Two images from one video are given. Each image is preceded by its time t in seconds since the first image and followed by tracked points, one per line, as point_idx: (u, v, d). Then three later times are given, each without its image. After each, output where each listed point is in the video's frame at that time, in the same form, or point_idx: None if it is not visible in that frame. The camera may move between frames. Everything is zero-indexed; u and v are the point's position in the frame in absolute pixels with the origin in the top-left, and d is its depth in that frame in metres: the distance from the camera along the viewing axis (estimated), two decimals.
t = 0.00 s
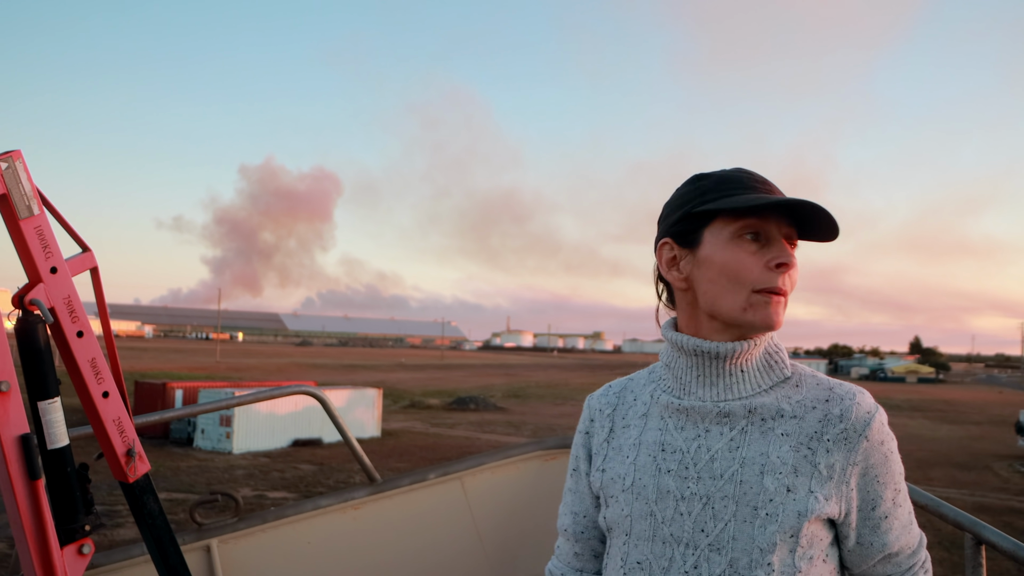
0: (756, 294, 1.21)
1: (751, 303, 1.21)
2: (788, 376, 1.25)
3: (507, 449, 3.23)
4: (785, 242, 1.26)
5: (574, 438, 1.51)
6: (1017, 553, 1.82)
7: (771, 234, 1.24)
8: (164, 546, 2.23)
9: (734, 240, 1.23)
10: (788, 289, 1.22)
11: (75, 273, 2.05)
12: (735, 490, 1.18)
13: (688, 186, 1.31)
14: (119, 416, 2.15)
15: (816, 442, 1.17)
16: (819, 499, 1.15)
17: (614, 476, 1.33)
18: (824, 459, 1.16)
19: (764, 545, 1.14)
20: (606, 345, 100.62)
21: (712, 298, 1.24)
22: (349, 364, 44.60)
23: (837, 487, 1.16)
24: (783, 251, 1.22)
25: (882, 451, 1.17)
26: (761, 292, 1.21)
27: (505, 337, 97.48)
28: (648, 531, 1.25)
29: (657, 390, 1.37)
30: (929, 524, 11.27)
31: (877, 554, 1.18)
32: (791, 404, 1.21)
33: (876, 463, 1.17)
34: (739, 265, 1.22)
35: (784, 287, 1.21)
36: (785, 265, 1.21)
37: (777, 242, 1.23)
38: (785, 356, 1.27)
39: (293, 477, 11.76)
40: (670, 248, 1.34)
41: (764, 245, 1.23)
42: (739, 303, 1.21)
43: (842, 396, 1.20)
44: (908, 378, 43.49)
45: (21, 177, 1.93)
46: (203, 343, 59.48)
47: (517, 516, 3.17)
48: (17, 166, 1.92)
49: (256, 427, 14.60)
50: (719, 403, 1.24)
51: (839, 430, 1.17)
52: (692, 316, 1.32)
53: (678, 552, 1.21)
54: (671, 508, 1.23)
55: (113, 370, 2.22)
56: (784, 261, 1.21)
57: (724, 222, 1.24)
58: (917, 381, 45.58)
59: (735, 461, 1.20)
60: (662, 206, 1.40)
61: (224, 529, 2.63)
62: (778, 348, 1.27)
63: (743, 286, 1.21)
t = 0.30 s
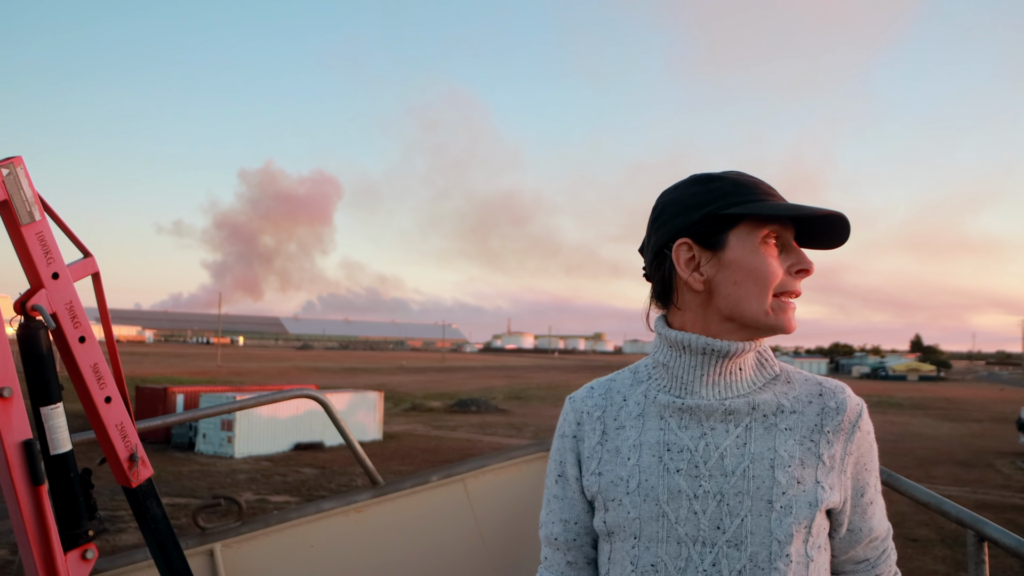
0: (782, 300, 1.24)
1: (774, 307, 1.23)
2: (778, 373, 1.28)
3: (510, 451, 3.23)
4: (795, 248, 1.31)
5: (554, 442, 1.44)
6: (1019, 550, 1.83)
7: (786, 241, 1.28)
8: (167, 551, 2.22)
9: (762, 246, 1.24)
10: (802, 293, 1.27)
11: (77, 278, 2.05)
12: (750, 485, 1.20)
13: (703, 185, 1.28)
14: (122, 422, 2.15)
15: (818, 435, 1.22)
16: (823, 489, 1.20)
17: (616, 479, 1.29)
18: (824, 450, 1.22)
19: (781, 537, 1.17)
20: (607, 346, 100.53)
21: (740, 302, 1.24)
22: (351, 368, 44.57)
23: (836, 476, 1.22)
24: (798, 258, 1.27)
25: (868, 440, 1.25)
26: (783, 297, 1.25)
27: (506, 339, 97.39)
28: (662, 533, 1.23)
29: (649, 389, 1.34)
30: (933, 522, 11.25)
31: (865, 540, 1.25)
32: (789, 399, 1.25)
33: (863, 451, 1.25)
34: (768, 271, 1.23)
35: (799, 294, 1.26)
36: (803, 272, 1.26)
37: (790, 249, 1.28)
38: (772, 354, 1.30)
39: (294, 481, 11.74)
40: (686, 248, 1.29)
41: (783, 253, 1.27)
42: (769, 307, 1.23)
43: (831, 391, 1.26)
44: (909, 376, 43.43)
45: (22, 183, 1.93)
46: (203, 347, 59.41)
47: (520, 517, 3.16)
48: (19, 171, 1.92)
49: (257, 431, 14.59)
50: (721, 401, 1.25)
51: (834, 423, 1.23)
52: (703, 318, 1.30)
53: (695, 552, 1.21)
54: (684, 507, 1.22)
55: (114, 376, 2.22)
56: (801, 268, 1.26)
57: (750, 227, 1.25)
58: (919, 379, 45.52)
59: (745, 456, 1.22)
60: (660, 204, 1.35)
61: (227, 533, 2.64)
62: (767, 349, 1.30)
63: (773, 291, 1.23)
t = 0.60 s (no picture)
0: (767, 299, 1.26)
1: (761, 309, 1.25)
2: (760, 373, 1.30)
3: (507, 453, 3.24)
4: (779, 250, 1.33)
5: (541, 446, 1.44)
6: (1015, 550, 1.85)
7: (771, 244, 1.30)
8: (166, 555, 2.23)
9: (748, 248, 1.27)
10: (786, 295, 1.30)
11: (76, 282, 2.06)
12: (740, 483, 1.22)
13: (689, 191, 1.29)
14: (120, 425, 2.15)
15: (801, 432, 1.25)
16: (808, 483, 1.22)
17: (608, 481, 1.30)
18: (810, 446, 1.24)
19: (772, 532, 1.19)
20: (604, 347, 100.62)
21: (728, 304, 1.26)
22: (348, 371, 44.54)
23: (820, 470, 1.25)
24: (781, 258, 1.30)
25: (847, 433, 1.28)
26: (769, 297, 1.27)
27: (503, 342, 97.38)
28: (656, 533, 1.24)
29: (635, 391, 1.35)
30: (930, 523, 11.28)
31: (846, 532, 1.28)
32: (773, 397, 1.26)
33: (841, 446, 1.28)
34: (756, 274, 1.25)
35: (785, 295, 1.29)
36: (788, 272, 1.28)
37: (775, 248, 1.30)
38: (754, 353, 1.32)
39: (292, 485, 11.71)
40: (675, 252, 1.30)
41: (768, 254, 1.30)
42: (755, 308, 1.25)
43: (811, 387, 1.29)
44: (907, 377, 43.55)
45: (20, 187, 1.94)
46: (201, 351, 59.31)
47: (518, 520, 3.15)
48: (17, 176, 1.93)
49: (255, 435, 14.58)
50: (709, 401, 1.26)
51: (818, 418, 1.26)
52: (692, 320, 1.31)
53: (690, 550, 1.22)
54: (676, 507, 1.23)
55: (113, 379, 2.22)
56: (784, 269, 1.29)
57: (737, 231, 1.27)
58: (916, 379, 45.62)
59: (735, 455, 1.23)
60: (644, 208, 1.36)
61: (226, 536, 2.65)
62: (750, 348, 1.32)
63: (759, 293, 1.25)
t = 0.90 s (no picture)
0: (745, 303, 1.27)
1: (740, 312, 1.26)
2: (746, 377, 1.31)
3: (501, 458, 3.27)
4: (761, 253, 1.34)
5: (532, 450, 1.46)
6: (1007, 552, 1.87)
7: (750, 248, 1.31)
8: (160, 561, 2.23)
9: (724, 254, 1.28)
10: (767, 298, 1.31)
11: (70, 288, 2.07)
12: (721, 484, 1.23)
13: (668, 198, 1.31)
14: (114, 431, 2.15)
15: (786, 435, 1.25)
16: (791, 485, 1.23)
17: (593, 483, 1.32)
18: (793, 448, 1.25)
19: (753, 532, 1.20)
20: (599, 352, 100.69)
21: (705, 309, 1.27)
22: (342, 376, 44.44)
23: (803, 473, 1.25)
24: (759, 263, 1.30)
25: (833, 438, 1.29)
26: (748, 301, 1.28)
27: (498, 347, 97.35)
28: (638, 534, 1.25)
29: (622, 396, 1.37)
30: (924, 526, 11.32)
31: (833, 535, 1.29)
32: (757, 401, 1.27)
33: (827, 449, 1.28)
34: (733, 278, 1.26)
35: (765, 298, 1.29)
36: (766, 276, 1.29)
37: (753, 253, 1.31)
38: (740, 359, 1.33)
39: (287, 490, 11.68)
40: (654, 259, 1.32)
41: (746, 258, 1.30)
42: (733, 312, 1.26)
43: (796, 392, 1.29)
44: (901, 381, 43.67)
45: (14, 193, 1.94)
46: (195, 357, 59.12)
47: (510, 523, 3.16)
48: (11, 182, 1.93)
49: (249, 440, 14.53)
50: (692, 404, 1.27)
51: (802, 421, 1.26)
52: (673, 324, 1.33)
53: (671, 551, 1.23)
54: (658, 508, 1.25)
55: (107, 385, 2.22)
56: (762, 273, 1.29)
57: (714, 237, 1.28)
58: (909, 383, 45.76)
59: (717, 457, 1.24)
60: (627, 217, 1.38)
61: (221, 542, 2.64)
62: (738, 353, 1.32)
63: (736, 296, 1.26)
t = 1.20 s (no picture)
0: (701, 303, 1.27)
1: (698, 314, 1.26)
2: (736, 379, 1.31)
3: (495, 460, 3.25)
4: (730, 253, 1.31)
5: (531, 451, 1.50)
6: (998, 552, 1.90)
7: (714, 248, 1.29)
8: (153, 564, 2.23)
9: (678, 257, 1.29)
10: (733, 298, 1.28)
11: (62, 292, 2.07)
12: (699, 485, 1.23)
13: (632, 207, 1.35)
14: (106, 435, 2.15)
15: (770, 438, 1.24)
16: (774, 488, 1.22)
17: (580, 482, 1.34)
18: (777, 451, 1.23)
19: (729, 534, 1.19)
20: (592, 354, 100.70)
21: (661, 312, 1.30)
22: (335, 379, 44.31)
23: (790, 477, 1.24)
24: (720, 262, 1.29)
25: (824, 442, 1.26)
26: (707, 301, 1.27)
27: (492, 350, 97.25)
28: (618, 531, 1.27)
29: (612, 399, 1.40)
30: (917, 527, 11.36)
31: (825, 541, 1.26)
32: (743, 404, 1.27)
33: (818, 455, 1.26)
34: (687, 280, 1.27)
35: (729, 296, 1.28)
36: (726, 275, 1.27)
37: (715, 253, 1.29)
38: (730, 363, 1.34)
39: (280, 494, 11.64)
40: (620, 268, 1.38)
41: (708, 259, 1.29)
42: (687, 314, 1.27)
43: (786, 396, 1.28)
44: (893, 383, 43.82)
45: (5, 198, 1.94)
46: (187, 361, 58.87)
47: (502, 526, 3.18)
48: (2, 187, 1.93)
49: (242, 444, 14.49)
50: (676, 406, 1.29)
51: (789, 426, 1.25)
52: (645, 328, 1.36)
53: (648, 549, 1.24)
54: (637, 507, 1.26)
55: (99, 390, 2.22)
56: (722, 272, 1.27)
57: (668, 241, 1.30)
58: (902, 384, 45.94)
59: (696, 458, 1.25)
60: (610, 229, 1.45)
61: (214, 545, 2.65)
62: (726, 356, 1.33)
63: (689, 298, 1.27)
